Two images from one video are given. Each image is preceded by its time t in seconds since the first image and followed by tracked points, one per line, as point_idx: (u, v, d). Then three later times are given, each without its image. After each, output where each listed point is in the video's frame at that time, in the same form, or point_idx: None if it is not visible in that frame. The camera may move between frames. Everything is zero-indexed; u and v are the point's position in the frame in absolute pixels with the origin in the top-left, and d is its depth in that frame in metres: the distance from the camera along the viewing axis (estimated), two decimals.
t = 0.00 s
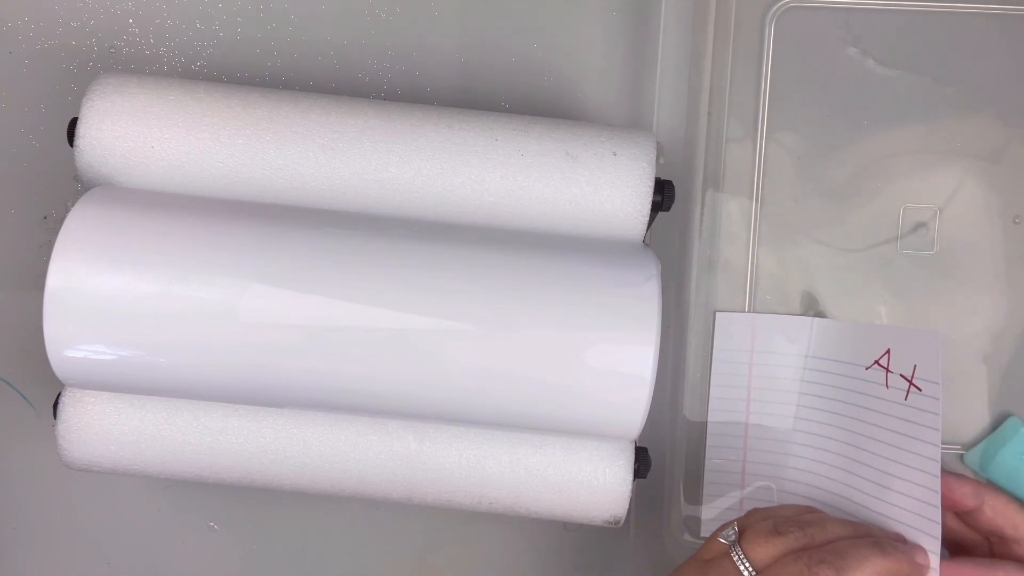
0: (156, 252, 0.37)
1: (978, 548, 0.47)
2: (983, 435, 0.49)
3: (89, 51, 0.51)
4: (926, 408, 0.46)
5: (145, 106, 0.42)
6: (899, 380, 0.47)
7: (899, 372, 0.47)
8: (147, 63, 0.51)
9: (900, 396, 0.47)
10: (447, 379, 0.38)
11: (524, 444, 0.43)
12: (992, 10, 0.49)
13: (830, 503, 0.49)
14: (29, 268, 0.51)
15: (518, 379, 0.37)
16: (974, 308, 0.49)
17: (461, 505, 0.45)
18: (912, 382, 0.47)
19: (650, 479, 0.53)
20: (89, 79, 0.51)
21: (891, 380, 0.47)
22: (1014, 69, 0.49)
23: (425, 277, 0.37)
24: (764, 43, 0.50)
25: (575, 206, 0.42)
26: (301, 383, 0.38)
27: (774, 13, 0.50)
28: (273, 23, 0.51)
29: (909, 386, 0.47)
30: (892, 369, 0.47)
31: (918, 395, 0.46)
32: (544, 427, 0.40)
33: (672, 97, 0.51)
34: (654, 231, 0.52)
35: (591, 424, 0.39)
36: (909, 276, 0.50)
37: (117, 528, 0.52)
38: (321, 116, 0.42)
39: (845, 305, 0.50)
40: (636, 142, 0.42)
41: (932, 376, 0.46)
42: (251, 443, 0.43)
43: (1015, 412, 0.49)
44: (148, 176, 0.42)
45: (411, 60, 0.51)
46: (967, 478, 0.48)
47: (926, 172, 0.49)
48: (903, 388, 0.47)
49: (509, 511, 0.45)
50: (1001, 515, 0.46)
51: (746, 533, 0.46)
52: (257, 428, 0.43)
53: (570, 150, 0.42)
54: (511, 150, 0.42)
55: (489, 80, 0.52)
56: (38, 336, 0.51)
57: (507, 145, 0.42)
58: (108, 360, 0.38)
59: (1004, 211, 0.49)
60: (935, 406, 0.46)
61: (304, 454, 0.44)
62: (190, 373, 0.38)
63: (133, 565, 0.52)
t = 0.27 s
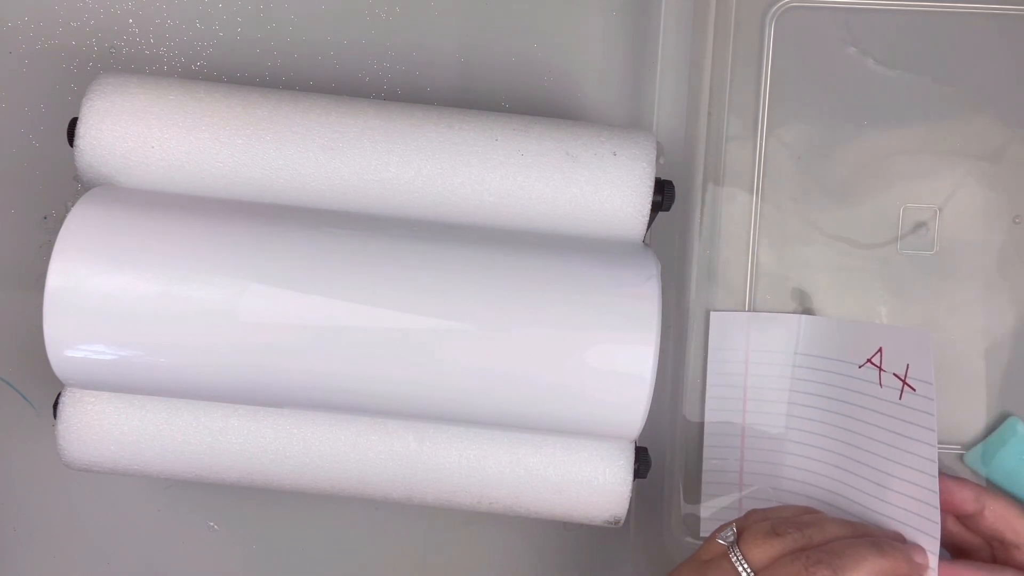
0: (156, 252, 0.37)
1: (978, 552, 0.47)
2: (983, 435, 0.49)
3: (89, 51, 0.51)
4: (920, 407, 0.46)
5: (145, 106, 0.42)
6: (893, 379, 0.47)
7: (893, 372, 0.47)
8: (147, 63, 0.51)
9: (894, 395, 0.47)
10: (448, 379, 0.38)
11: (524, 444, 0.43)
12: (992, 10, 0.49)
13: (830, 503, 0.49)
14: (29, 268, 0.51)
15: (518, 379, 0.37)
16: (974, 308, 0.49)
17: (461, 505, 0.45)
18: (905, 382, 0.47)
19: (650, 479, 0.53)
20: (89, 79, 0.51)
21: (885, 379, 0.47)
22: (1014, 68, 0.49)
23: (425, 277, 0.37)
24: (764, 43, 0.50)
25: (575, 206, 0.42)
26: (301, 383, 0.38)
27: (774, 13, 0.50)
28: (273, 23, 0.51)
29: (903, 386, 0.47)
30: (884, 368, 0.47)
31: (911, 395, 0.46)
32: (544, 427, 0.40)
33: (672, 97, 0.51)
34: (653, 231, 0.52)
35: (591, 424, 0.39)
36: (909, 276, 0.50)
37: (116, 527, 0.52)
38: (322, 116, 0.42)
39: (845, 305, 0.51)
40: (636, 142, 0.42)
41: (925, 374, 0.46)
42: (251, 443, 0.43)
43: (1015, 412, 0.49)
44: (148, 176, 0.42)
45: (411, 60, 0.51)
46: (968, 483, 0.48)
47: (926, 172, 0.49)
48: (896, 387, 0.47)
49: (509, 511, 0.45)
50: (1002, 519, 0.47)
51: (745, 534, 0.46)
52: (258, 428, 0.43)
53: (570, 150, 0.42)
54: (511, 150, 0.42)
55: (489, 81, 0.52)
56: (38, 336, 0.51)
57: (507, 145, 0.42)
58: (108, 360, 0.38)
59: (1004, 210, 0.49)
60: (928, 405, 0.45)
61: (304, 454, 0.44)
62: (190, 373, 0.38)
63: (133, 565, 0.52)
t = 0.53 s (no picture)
0: (156, 252, 0.37)
1: (983, 556, 0.47)
2: (983, 435, 0.49)
3: (89, 51, 0.51)
4: (925, 410, 0.46)
5: (145, 106, 0.42)
6: (896, 382, 0.47)
7: (896, 375, 0.47)
8: (147, 63, 0.51)
9: (897, 397, 0.47)
10: (448, 379, 0.38)
11: (524, 444, 0.43)
12: (992, 10, 0.49)
13: (831, 505, 0.49)
14: (28, 268, 0.51)
15: (518, 380, 0.37)
16: (973, 308, 0.49)
17: (461, 505, 0.45)
18: (909, 385, 0.47)
19: (650, 479, 0.53)
20: (89, 79, 0.51)
21: (888, 382, 0.47)
22: (1014, 68, 0.49)
23: (425, 277, 0.37)
24: (764, 43, 0.50)
25: (575, 206, 0.42)
26: (301, 383, 0.38)
27: (774, 13, 0.50)
28: (273, 23, 0.51)
29: (906, 389, 0.47)
30: (887, 370, 0.47)
31: (916, 398, 0.46)
32: (544, 427, 0.40)
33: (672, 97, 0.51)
34: (653, 231, 0.52)
35: (591, 424, 0.39)
36: (909, 276, 0.50)
37: (117, 527, 0.52)
38: (321, 116, 0.42)
39: (845, 305, 0.51)
40: (637, 142, 0.42)
41: (930, 378, 0.46)
42: (251, 443, 0.43)
43: (1016, 412, 0.49)
44: (148, 176, 0.42)
45: (411, 60, 0.51)
46: (972, 487, 0.48)
47: (925, 172, 0.49)
48: (900, 390, 0.47)
49: (509, 511, 0.45)
50: (1008, 525, 0.46)
51: (748, 536, 0.46)
52: (258, 428, 0.43)
53: (570, 150, 0.42)
54: (511, 150, 0.42)
55: (489, 81, 0.52)
56: (38, 336, 0.51)
57: (507, 145, 0.42)
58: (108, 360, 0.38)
59: (1004, 210, 0.49)
60: (934, 409, 0.46)
61: (304, 454, 0.44)
62: (190, 372, 0.38)
63: (133, 565, 0.52)
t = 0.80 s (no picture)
0: (156, 252, 0.37)
1: (981, 557, 0.47)
2: (983, 435, 0.49)
3: (89, 51, 0.51)
4: (922, 410, 0.46)
5: (145, 106, 0.42)
6: (893, 383, 0.47)
7: (892, 375, 0.47)
8: (147, 63, 0.51)
9: (894, 397, 0.47)
10: (448, 379, 0.38)
11: (524, 444, 0.43)
12: (992, 10, 0.49)
13: (830, 505, 0.49)
14: (28, 268, 0.51)
15: (519, 380, 0.37)
16: (973, 307, 0.49)
17: (461, 504, 0.45)
18: (905, 386, 0.47)
19: (650, 479, 0.53)
20: (89, 79, 0.51)
21: (884, 382, 0.47)
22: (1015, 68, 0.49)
23: (425, 277, 0.37)
24: (764, 43, 0.50)
25: (575, 206, 0.42)
26: (301, 383, 0.38)
27: (774, 13, 0.50)
28: (273, 23, 0.51)
29: (902, 390, 0.47)
30: (884, 370, 0.47)
31: (911, 398, 0.46)
32: (544, 426, 0.40)
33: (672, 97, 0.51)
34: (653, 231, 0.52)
35: (591, 424, 0.39)
36: (909, 276, 0.50)
37: (117, 527, 0.52)
38: (322, 116, 0.42)
39: (845, 305, 0.51)
40: (636, 142, 0.42)
41: (926, 377, 0.46)
42: (251, 443, 0.43)
43: (1015, 412, 0.49)
44: (148, 176, 0.42)
45: (411, 60, 0.51)
46: (971, 489, 0.48)
47: (926, 172, 0.50)
48: (896, 390, 0.47)
49: (509, 511, 0.45)
50: (1007, 527, 0.46)
51: (748, 539, 0.46)
52: (257, 428, 0.43)
53: (570, 150, 0.42)
54: (511, 150, 0.42)
55: (489, 81, 0.52)
56: (38, 336, 0.51)
57: (507, 145, 0.42)
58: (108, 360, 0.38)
59: (1004, 210, 0.49)
60: (931, 409, 0.45)
61: (305, 453, 0.44)
62: (190, 372, 0.38)
63: (133, 565, 0.52)
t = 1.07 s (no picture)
0: (156, 252, 0.37)
1: (981, 557, 0.47)
2: (983, 435, 0.49)
3: (89, 51, 0.51)
4: (920, 410, 0.46)
5: (145, 106, 0.42)
6: (891, 383, 0.47)
7: (890, 375, 0.47)
8: (147, 63, 0.51)
9: (892, 397, 0.47)
10: (448, 379, 0.38)
11: (524, 444, 0.43)
12: (992, 10, 0.49)
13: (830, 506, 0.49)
14: (28, 268, 0.51)
15: (519, 380, 0.37)
16: (973, 307, 0.49)
17: (461, 504, 0.45)
18: (903, 385, 0.47)
19: (650, 479, 0.53)
20: (89, 79, 0.51)
21: (883, 382, 0.47)
22: (1015, 68, 0.49)
23: (425, 277, 0.37)
24: (764, 43, 0.50)
25: (575, 206, 0.42)
26: (301, 383, 0.38)
27: (774, 13, 0.50)
28: (273, 23, 0.51)
29: (901, 390, 0.47)
30: (883, 370, 0.47)
31: (910, 398, 0.46)
32: (544, 426, 0.40)
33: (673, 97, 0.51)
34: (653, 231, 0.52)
35: (591, 424, 0.39)
36: (909, 276, 0.50)
37: (116, 528, 0.52)
38: (322, 116, 0.42)
39: (844, 305, 0.51)
40: (637, 142, 0.42)
41: (924, 378, 0.46)
42: (251, 443, 0.43)
43: (1015, 412, 0.49)
44: (148, 176, 0.42)
45: (411, 61, 0.51)
46: (971, 491, 0.48)
47: (926, 172, 0.50)
48: (895, 390, 0.47)
49: (509, 511, 0.45)
50: (1006, 528, 0.46)
51: (749, 539, 0.46)
52: (257, 428, 0.43)
53: (570, 150, 0.42)
54: (511, 150, 0.42)
55: (489, 81, 0.52)
56: (38, 336, 0.51)
57: (507, 145, 0.42)
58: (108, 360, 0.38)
59: (1004, 210, 0.49)
60: (929, 410, 0.46)
61: (305, 454, 0.44)
62: (190, 372, 0.38)
63: (133, 565, 0.52)
